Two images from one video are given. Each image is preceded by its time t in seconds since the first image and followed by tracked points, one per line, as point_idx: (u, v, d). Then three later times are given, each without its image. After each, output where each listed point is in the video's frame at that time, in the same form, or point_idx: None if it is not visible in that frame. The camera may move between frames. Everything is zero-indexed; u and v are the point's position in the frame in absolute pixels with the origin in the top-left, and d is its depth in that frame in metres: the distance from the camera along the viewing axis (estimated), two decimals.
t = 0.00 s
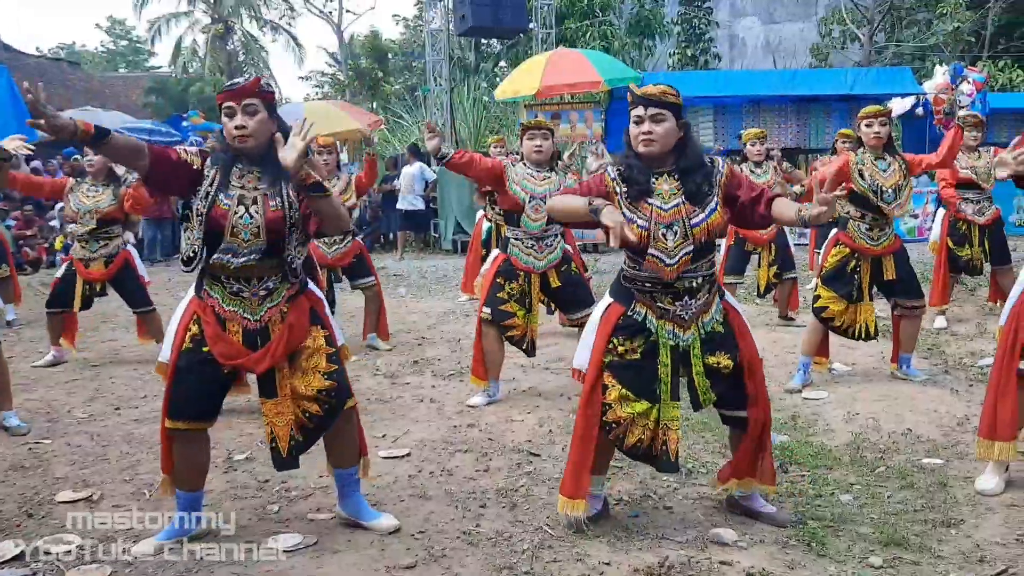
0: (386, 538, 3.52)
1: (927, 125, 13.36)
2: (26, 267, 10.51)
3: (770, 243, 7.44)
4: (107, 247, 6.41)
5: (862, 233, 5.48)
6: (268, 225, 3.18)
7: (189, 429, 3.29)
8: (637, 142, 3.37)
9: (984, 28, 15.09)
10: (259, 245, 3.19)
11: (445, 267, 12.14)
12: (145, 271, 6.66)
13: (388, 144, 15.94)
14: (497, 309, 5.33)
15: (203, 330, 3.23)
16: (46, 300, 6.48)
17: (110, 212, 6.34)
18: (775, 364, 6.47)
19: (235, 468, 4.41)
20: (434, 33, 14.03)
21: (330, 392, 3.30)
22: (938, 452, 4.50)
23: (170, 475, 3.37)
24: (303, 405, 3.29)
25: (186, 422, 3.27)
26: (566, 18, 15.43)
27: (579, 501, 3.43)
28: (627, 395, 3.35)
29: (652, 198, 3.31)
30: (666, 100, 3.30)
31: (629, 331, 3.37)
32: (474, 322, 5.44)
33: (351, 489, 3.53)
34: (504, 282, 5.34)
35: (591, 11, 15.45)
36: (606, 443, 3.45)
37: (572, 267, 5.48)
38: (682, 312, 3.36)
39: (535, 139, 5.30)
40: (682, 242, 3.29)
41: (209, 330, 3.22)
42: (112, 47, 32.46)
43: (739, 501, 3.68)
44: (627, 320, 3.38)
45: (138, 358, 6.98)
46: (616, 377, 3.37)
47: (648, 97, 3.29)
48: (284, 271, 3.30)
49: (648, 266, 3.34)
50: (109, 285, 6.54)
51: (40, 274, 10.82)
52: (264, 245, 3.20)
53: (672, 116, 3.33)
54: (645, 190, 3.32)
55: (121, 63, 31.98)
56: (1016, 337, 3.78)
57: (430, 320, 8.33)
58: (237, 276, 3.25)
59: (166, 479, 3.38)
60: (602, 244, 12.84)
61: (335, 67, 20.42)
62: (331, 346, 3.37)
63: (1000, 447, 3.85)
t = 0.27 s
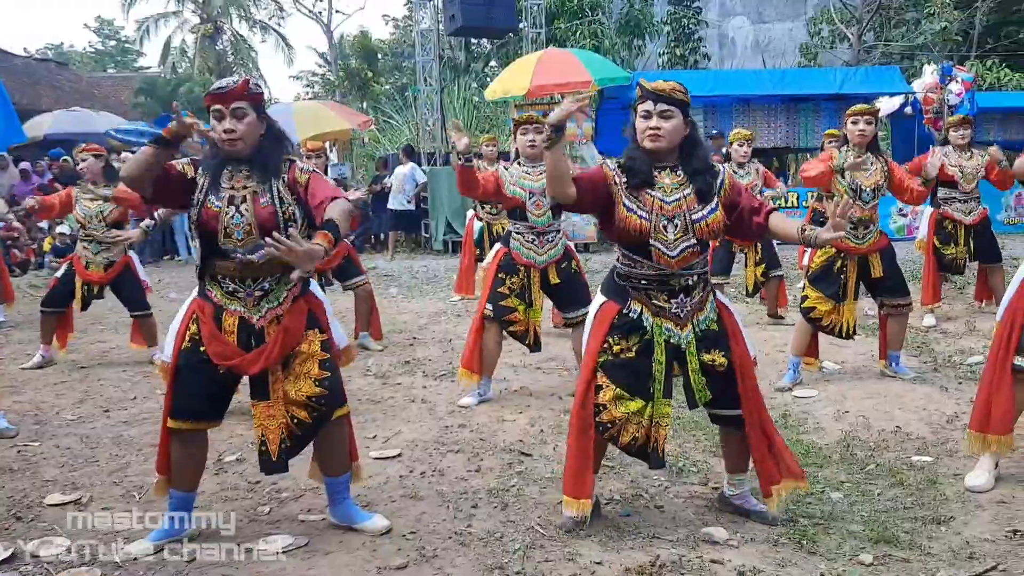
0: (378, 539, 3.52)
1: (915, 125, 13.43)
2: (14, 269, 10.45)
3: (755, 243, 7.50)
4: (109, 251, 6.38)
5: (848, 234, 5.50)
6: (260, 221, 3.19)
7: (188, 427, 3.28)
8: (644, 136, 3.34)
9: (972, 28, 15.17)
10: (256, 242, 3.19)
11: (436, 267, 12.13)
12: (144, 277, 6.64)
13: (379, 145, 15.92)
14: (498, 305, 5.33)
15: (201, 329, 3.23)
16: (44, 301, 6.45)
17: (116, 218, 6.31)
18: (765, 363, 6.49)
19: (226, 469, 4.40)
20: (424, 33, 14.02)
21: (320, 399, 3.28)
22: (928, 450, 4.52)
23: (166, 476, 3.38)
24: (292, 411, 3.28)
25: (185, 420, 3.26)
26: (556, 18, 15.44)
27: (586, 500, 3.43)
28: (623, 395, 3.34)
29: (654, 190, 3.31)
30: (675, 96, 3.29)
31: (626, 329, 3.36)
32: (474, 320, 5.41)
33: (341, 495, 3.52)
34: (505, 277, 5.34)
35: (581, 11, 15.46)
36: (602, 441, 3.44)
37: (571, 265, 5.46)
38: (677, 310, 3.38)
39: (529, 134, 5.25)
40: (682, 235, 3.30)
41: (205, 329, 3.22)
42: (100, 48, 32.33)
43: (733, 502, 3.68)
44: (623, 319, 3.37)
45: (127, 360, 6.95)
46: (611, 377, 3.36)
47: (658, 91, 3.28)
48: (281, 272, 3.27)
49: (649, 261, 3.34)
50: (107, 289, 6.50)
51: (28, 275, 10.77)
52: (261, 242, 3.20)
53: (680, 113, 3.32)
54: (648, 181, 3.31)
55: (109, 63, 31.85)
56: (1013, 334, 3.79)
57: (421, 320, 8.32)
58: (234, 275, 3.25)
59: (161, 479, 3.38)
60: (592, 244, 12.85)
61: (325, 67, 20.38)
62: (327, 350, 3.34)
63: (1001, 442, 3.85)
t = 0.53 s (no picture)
0: (367, 539, 3.51)
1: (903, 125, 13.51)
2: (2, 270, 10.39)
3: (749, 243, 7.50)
4: (81, 241, 6.33)
5: (841, 231, 5.52)
6: (242, 219, 3.15)
7: (168, 428, 3.27)
8: (625, 134, 3.34)
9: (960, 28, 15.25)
10: (232, 240, 3.16)
11: (427, 267, 12.11)
12: (122, 266, 6.61)
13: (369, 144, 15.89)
14: (495, 301, 5.34)
15: (185, 330, 3.23)
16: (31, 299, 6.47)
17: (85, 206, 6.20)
18: (755, 362, 6.50)
19: (214, 470, 4.38)
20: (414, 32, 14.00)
21: (301, 402, 3.27)
22: (916, 449, 4.54)
23: (149, 474, 3.38)
24: (271, 413, 3.27)
25: (167, 421, 3.26)
26: (546, 18, 15.44)
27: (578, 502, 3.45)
28: (607, 396, 3.36)
29: (629, 190, 3.32)
30: (658, 96, 3.31)
31: (607, 329, 3.37)
32: (473, 317, 5.41)
33: (330, 499, 3.51)
34: (500, 273, 5.35)
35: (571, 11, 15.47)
36: (590, 443, 3.45)
37: (564, 260, 5.48)
38: (658, 308, 3.37)
39: (520, 129, 5.20)
40: (656, 236, 3.31)
41: (188, 330, 3.22)
42: (89, 47, 32.19)
43: (719, 500, 3.69)
44: (603, 320, 3.38)
45: (116, 361, 6.92)
46: (594, 376, 3.38)
47: (640, 89, 3.28)
48: (263, 272, 3.25)
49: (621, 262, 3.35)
50: (85, 280, 6.48)
51: (16, 276, 10.71)
52: (238, 241, 3.17)
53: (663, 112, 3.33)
54: (622, 180, 3.32)
55: (98, 63, 31.71)
56: (993, 331, 3.85)
57: (412, 320, 8.31)
58: (217, 274, 3.24)
59: (144, 477, 3.39)
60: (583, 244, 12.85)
61: (315, 67, 20.35)
62: (311, 352, 3.32)
63: (989, 443, 3.88)
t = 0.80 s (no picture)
0: (358, 539, 3.50)
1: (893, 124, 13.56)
2: None
3: (733, 242, 7.52)
4: (82, 251, 6.30)
5: (828, 231, 5.53)
6: (227, 221, 3.13)
7: (148, 432, 3.24)
8: (633, 140, 3.33)
9: (948, 29, 15.32)
10: (220, 244, 3.15)
11: (417, 266, 12.10)
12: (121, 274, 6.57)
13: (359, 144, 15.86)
14: (482, 303, 5.35)
15: (169, 335, 3.20)
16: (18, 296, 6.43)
17: (88, 215, 6.20)
18: (746, 361, 6.51)
19: (204, 471, 4.36)
20: (405, 32, 13.98)
21: (296, 399, 3.26)
22: (907, 447, 4.55)
23: (133, 480, 3.36)
24: (270, 412, 3.25)
25: (147, 425, 3.22)
26: (537, 18, 15.44)
27: (561, 498, 3.43)
28: (607, 395, 3.36)
29: (641, 198, 3.30)
30: (662, 100, 3.30)
31: (611, 329, 3.36)
32: (461, 318, 5.41)
33: (321, 498, 3.50)
34: (487, 274, 5.35)
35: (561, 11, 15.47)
36: (581, 440, 3.44)
37: (552, 261, 5.43)
38: (662, 311, 3.37)
39: (512, 129, 5.26)
40: (672, 241, 3.29)
41: (174, 335, 3.19)
42: (77, 46, 32.03)
43: (713, 502, 3.69)
44: (608, 319, 3.36)
45: (104, 361, 6.88)
46: (594, 375, 3.37)
47: (644, 94, 3.28)
48: (251, 272, 3.27)
49: (637, 266, 3.33)
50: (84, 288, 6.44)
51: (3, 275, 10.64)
52: (227, 243, 3.16)
53: (667, 115, 3.32)
54: (632, 189, 3.30)
55: (87, 62, 31.56)
56: (983, 329, 3.86)
57: (402, 320, 8.29)
58: (203, 278, 3.23)
59: (128, 481, 3.36)
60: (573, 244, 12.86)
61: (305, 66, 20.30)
62: (300, 349, 3.33)
63: (970, 440, 3.89)
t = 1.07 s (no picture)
0: (349, 540, 3.50)
1: (881, 125, 13.62)
2: None
3: (727, 243, 7.52)
4: (64, 249, 6.29)
5: (821, 231, 5.53)
6: (232, 218, 3.16)
7: (148, 432, 3.23)
8: (619, 133, 3.32)
9: (937, 31, 15.40)
10: (227, 237, 3.17)
11: (408, 266, 12.09)
12: (105, 273, 6.55)
13: (349, 144, 15.84)
14: (471, 303, 5.31)
15: (168, 331, 3.18)
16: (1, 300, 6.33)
17: (70, 213, 6.25)
18: (736, 361, 6.53)
19: (193, 471, 4.34)
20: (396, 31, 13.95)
21: (292, 399, 3.24)
22: (895, 447, 4.57)
23: (128, 477, 3.33)
24: (264, 411, 3.23)
25: (146, 425, 3.21)
26: (528, 18, 15.44)
27: (559, 505, 3.43)
28: (592, 397, 3.36)
29: (619, 193, 3.29)
30: (652, 96, 3.31)
31: (589, 330, 3.36)
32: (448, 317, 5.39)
33: (310, 498, 3.49)
34: (480, 276, 5.31)
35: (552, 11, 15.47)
36: (570, 443, 3.44)
37: (548, 266, 5.52)
38: (640, 309, 3.39)
39: (504, 136, 5.28)
40: (646, 238, 3.32)
41: (173, 331, 3.17)
42: (66, 44, 31.87)
43: (704, 502, 3.69)
44: (586, 320, 3.37)
45: (92, 361, 6.85)
46: (576, 377, 3.36)
47: (638, 89, 3.27)
48: (253, 271, 3.27)
49: (607, 265, 3.33)
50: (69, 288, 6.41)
51: None
52: (235, 235, 3.18)
53: (655, 111, 3.34)
54: (610, 180, 3.28)
55: (75, 60, 31.40)
56: (971, 328, 3.89)
57: (393, 320, 8.28)
58: (204, 275, 3.20)
59: (123, 481, 3.34)
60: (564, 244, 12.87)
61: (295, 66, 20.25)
62: (297, 349, 3.32)
63: (956, 439, 3.90)
